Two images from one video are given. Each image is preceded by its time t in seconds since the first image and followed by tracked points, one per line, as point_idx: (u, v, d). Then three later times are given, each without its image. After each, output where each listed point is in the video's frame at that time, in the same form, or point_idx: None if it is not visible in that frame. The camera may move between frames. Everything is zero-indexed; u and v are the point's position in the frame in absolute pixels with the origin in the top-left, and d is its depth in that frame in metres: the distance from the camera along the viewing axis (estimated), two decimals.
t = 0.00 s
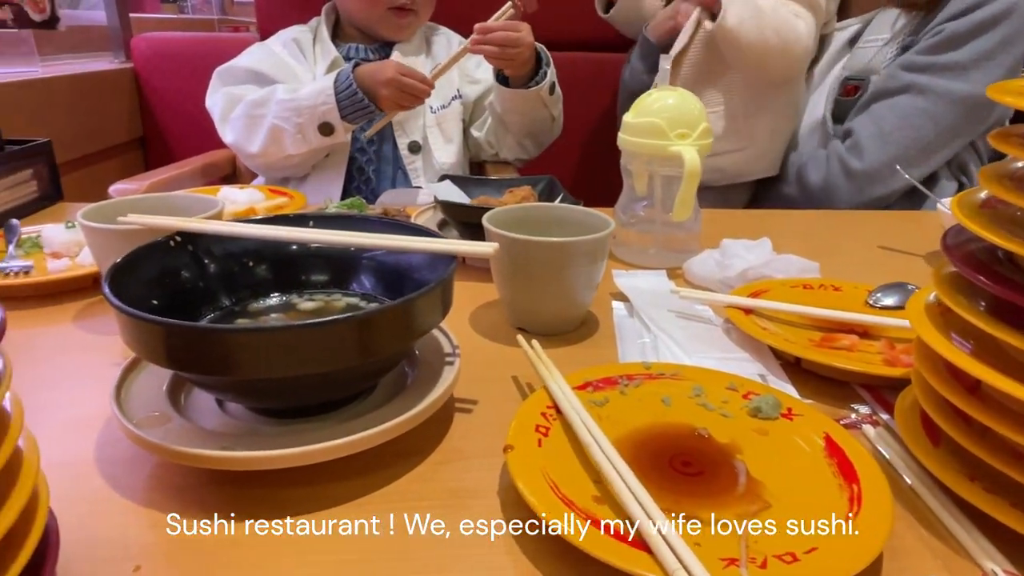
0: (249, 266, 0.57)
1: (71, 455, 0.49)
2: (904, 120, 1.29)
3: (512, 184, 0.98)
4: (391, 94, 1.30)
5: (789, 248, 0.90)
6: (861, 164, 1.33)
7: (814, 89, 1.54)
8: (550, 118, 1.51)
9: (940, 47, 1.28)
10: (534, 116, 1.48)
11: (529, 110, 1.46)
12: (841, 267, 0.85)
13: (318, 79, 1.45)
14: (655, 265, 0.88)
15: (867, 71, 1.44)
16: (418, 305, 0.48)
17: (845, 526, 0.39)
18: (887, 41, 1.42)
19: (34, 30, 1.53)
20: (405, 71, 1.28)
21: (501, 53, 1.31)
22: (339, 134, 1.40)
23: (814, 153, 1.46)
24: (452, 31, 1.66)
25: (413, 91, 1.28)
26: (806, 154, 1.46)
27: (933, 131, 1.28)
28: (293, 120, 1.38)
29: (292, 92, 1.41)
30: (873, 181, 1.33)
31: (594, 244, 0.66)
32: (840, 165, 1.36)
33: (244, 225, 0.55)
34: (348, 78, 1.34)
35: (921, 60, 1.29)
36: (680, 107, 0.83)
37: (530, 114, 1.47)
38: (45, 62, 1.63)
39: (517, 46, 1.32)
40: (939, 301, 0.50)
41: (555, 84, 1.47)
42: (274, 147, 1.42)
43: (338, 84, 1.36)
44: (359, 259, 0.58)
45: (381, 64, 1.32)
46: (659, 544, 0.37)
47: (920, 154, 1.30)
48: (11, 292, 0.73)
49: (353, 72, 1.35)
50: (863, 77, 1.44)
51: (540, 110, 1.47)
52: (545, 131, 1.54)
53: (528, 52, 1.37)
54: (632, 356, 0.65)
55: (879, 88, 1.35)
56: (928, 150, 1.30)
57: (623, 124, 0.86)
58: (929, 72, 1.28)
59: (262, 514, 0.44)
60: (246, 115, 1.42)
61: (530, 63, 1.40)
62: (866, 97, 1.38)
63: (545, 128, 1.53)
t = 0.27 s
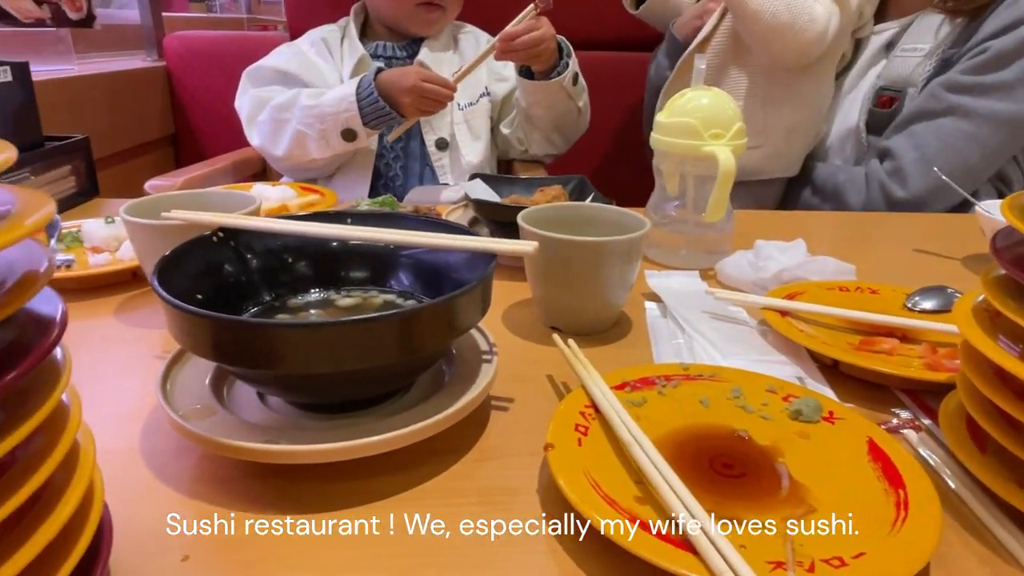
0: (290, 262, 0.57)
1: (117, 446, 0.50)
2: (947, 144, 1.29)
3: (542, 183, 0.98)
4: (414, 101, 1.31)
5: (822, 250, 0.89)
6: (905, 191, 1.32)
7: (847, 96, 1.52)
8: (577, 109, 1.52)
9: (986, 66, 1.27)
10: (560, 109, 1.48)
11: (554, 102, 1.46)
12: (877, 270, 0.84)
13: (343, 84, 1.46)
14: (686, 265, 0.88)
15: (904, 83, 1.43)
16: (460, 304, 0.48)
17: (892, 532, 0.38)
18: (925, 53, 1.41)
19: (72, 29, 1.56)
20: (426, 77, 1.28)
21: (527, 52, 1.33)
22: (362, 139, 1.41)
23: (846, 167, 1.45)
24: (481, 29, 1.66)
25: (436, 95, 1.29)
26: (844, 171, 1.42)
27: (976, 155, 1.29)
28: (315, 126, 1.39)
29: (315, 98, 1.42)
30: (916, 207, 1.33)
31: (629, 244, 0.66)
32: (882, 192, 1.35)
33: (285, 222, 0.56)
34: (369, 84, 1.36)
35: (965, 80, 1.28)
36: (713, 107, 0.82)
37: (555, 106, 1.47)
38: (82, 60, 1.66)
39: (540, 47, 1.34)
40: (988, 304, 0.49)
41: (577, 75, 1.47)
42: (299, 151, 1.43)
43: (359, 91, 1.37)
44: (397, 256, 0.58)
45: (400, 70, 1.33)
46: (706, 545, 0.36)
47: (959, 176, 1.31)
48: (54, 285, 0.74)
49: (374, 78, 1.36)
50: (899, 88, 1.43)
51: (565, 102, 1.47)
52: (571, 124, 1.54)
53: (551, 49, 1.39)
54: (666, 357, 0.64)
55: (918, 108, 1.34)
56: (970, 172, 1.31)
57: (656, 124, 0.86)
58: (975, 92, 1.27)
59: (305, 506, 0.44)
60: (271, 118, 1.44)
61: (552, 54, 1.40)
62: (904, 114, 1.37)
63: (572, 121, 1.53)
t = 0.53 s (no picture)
0: (324, 259, 0.58)
1: (155, 438, 0.51)
2: (972, 146, 1.27)
3: (569, 182, 0.98)
4: (437, 90, 1.31)
5: (854, 252, 0.88)
6: (928, 193, 1.30)
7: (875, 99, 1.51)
8: (599, 100, 1.50)
9: (1014, 69, 1.24)
10: (582, 100, 1.47)
11: (575, 91, 1.46)
12: (911, 273, 0.83)
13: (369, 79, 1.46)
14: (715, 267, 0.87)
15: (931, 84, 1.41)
16: (496, 302, 0.48)
17: (934, 539, 0.38)
18: (953, 54, 1.38)
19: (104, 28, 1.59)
20: (450, 66, 1.29)
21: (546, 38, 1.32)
22: (389, 134, 1.42)
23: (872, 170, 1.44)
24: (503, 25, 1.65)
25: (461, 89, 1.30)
26: (866, 173, 1.41)
27: (1004, 155, 1.26)
28: (342, 120, 1.41)
29: (343, 91, 1.43)
30: (941, 209, 1.31)
31: (661, 244, 0.65)
32: (904, 193, 1.33)
33: (319, 219, 0.56)
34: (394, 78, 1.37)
35: (993, 82, 1.26)
36: (745, 107, 0.82)
37: (578, 97, 1.46)
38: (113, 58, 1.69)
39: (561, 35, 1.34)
40: None
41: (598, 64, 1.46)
42: (325, 144, 1.45)
43: (386, 87, 1.37)
44: (430, 254, 0.59)
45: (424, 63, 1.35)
46: (746, 548, 0.36)
47: (993, 178, 1.28)
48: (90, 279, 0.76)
49: (401, 73, 1.36)
50: (927, 90, 1.41)
51: (587, 91, 1.46)
52: (596, 117, 1.53)
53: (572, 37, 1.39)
54: (698, 358, 0.64)
55: (944, 110, 1.32)
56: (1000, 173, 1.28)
57: (687, 124, 0.86)
58: (1001, 94, 1.25)
59: (341, 501, 0.44)
60: (298, 112, 1.46)
61: (571, 44, 1.40)
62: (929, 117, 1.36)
63: (597, 113, 1.53)
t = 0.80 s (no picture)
0: (357, 255, 0.58)
1: (192, 430, 0.52)
2: (999, 143, 1.25)
3: (597, 181, 0.98)
4: (468, 80, 1.30)
5: (887, 254, 0.87)
6: (954, 190, 1.28)
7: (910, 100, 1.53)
8: (623, 89, 1.47)
9: None
10: (606, 89, 1.45)
11: (599, 78, 1.43)
12: (945, 276, 0.81)
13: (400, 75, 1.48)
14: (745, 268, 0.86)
15: (959, 84, 1.42)
16: (530, 301, 0.48)
17: (974, 545, 0.37)
18: (980, 53, 1.39)
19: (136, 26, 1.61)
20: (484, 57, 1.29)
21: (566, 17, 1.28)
22: (420, 128, 1.43)
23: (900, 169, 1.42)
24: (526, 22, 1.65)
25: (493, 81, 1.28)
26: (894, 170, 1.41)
27: None
28: (375, 112, 1.42)
29: (375, 86, 1.44)
30: (967, 209, 1.28)
31: (693, 243, 0.65)
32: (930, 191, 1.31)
33: (354, 216, 0.57)
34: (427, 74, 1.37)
35: (1017, 79, 1.24)
36: (777, 107, 0.81)
37: (601, 85, 1.44)
38: (145, 55, 1.71)
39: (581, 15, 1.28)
40: None
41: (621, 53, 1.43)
42: (356, 137, 1.46)
43: (419, 82, 1.38)
44: (463, 252, 0.59)
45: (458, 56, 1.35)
46: (783, 548, 0.36)
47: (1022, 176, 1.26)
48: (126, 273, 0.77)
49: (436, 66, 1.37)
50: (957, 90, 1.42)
51: (609, 79, 1.43)
52: (624, 110, 1.52)
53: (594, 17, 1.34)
54: (728, 360, 0.64)
55: (969, 108, 1.31)
56: None
57: (716, 123, 0.85)
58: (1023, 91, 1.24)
59: (374, 495, 0.45)
60: (329, 106, 1.46)
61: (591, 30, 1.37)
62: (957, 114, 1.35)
63: (623, 105, 1.50)
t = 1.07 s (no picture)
0: (390, 251, 0.59)
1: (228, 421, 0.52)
2: None
3: (623, 180, 0.98)
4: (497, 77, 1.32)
5: (919, 256, 0.86)
6: (1000, 201, 1.30)
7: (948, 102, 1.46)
8: (646, 85, 1.47)
9: None
10: (629, 86, 1.45)
11: (621, 75, 1.43)
12: (980, 278, 0.80)
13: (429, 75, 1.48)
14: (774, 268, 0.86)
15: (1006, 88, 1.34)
16: (565, 298, 0.48)
17: (1018, 549, 0.37)
18: None
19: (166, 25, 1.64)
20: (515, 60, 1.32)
21: (585, 5, 1.30)
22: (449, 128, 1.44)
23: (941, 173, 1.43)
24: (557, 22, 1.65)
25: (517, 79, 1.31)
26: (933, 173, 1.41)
27: None
28: (406, 111, 1.42)
29: (404, 85, 1.45)
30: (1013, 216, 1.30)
31: (724, 242, 0.64)
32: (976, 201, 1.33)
33: (389, 212, 0.57)
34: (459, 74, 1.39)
35: None
36: (810, 106, 0.80)
37: (623, 82, 1.44)
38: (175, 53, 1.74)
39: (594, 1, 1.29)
40: None
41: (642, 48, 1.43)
42: (385, 136, 1.46)
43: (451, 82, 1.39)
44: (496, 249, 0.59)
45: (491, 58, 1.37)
46: (824, 549, 0.36)
47: None
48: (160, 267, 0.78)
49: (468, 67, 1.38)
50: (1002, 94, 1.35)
51: (631, 75, 1.43)
52: (648, 105, 1.50)
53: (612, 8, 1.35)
54: (759, 359, 0.63)
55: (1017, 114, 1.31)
56: None
57: (746, 122, 0.85)
58: None
59: (409, 488, 0.45)
60: (357, 105, 1.46)
61: (608, 24, 1.38)
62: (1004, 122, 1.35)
63: (646, 101, 1.50)
